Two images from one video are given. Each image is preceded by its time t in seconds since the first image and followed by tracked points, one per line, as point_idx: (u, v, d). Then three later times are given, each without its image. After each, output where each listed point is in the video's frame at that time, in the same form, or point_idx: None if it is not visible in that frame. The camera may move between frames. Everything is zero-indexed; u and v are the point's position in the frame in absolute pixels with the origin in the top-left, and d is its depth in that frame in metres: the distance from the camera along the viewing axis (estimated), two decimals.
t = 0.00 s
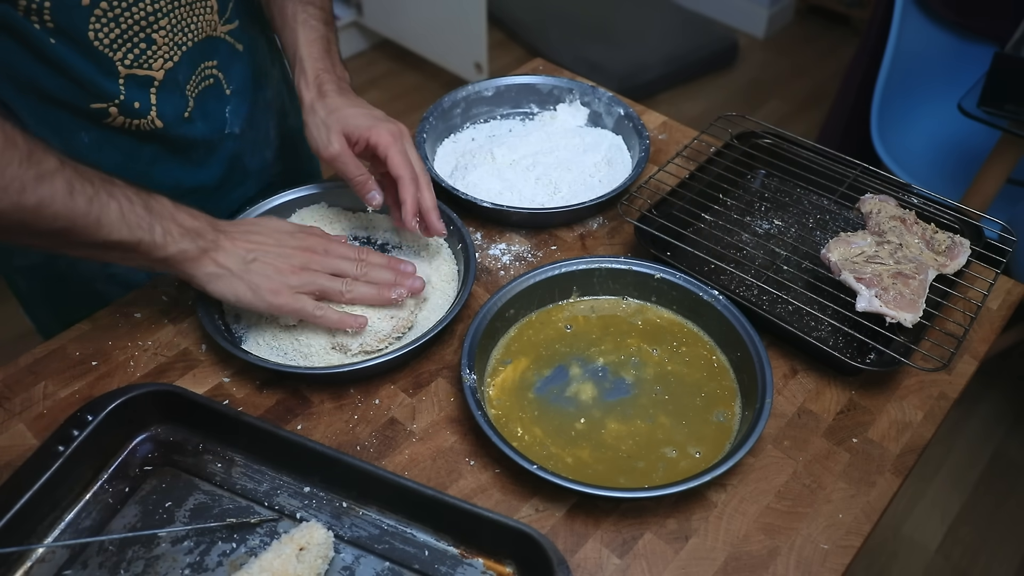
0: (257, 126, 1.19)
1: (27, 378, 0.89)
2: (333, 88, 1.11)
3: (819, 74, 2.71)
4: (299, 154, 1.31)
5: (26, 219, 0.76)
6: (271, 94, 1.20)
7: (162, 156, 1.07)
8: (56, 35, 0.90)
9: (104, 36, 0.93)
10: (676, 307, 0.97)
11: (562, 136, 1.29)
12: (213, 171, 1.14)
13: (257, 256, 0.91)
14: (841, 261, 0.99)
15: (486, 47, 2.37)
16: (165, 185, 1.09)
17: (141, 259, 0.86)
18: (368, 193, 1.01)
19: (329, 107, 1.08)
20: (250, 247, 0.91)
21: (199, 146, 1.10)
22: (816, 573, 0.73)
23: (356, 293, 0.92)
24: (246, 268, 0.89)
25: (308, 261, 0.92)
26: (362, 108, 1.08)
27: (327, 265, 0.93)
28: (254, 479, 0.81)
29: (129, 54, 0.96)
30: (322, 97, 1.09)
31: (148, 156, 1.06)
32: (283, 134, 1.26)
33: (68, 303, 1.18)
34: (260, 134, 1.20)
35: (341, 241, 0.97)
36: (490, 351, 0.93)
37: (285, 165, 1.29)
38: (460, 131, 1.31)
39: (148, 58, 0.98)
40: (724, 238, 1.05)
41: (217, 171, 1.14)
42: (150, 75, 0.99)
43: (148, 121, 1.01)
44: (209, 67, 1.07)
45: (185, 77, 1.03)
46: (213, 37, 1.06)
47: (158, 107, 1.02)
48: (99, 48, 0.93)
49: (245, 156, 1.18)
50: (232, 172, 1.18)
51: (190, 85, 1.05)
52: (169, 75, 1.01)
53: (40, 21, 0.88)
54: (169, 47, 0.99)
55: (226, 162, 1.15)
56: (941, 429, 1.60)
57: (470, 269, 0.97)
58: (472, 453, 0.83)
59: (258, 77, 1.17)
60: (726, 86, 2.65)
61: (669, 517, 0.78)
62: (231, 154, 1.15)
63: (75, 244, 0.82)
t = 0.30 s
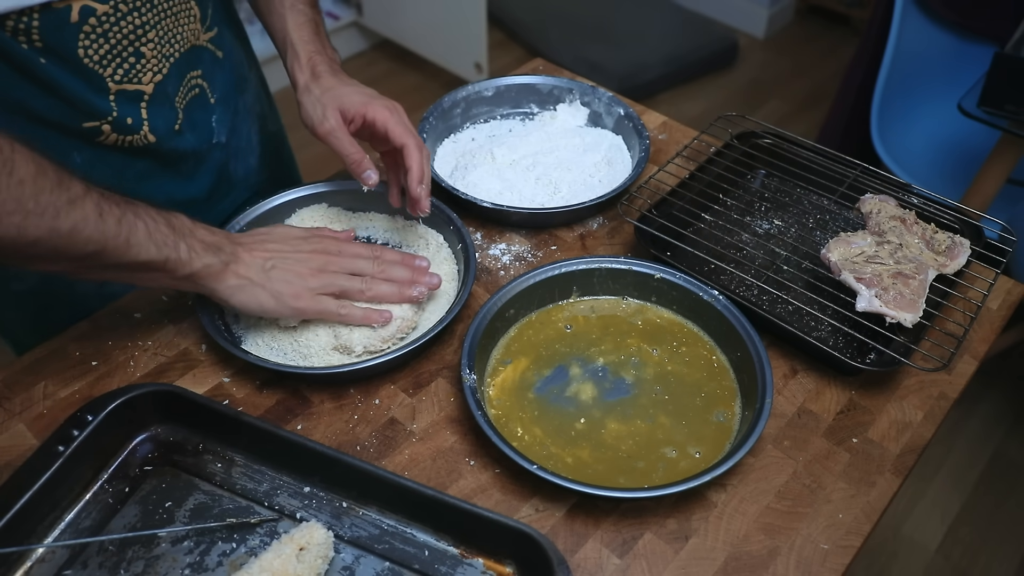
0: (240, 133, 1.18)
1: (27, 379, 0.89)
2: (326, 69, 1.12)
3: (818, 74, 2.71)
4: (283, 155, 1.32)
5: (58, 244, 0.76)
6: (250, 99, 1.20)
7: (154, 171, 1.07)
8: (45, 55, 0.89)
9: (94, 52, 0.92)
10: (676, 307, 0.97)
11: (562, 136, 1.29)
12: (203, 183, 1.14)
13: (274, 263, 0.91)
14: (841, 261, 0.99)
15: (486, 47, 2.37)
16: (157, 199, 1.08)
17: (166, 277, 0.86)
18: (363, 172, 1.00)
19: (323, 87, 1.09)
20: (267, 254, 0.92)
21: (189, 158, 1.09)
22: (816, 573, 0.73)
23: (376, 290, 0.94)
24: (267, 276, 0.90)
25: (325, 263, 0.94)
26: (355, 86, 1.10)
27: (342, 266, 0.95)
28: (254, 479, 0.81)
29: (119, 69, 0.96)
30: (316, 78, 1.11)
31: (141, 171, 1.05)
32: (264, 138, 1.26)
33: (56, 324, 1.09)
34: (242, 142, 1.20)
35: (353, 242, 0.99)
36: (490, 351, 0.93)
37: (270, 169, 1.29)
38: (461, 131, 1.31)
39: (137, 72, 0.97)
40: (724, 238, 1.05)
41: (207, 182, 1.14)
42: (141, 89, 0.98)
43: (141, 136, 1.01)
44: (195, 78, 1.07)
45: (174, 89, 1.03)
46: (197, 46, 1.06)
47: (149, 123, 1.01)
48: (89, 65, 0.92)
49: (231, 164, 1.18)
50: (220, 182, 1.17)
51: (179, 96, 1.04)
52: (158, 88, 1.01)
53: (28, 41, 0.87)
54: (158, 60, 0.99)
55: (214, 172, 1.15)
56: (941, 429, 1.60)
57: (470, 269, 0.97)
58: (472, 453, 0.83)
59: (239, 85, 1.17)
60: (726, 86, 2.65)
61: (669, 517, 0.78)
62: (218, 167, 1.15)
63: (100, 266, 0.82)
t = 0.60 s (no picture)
0: (229, 140, 1.19)
1: (27, 378, 0.89)
2: (307, 61, 1.13)
3: (818, 74, 2.71)
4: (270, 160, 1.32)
5: (68, 250, 0.76)
6: (237, 105, 1.20)
7: (146, 181, 1.06)
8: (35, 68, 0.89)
9: (84, 63, 0.92)
10: (677, 307, 0.97)
11: (562, 136, 1.29)
12: (196, 192, 1.14)
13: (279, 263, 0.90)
14: (841, 261, 0.99)
15: (486, 47, 2.37)
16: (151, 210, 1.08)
17: (172, 281, 0.86)
18: (346, 163, 1.03)
19: (305, 78, 1.10)
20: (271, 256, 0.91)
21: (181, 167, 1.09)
22: (816, 573, 0.73)
23: (382, 293, 0.91)
24: (271, 278, 0.89)
25: (331, 263, 0.92)
26: (337, 76, 1.11)
27: (350, 266, 0.92)
28: (254, 479, 0.81)
29: (110, 79, 0.95)
30: (298, 70, 1.11)
31: (132, 182, 1.05)
32: (251, 144, 1.26)
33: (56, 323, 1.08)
34: (232, 148, 1.20)
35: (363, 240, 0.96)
36: (490, 351, 0.93)
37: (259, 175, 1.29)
38: (461, 131, 1.31)
39: (128, 81, 0.97)
40: (724, 238, 1.05)
41: (199, 191, 1.14)
42: (132, 99, 0.98)
43: (133, 147, 1.00)
44: (184, 86, 1.07)
45: (165, 97, 1.03)
46: (184, 53, 1.06)
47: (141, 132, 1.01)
48: (79, 76, 0.92)
49: (223, 171, 1.18)
50: (212, 190, 1.17)
51: (169, 104, 1.04)
52: (150, 97, 1.01)
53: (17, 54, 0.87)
54: (148, 68, 0.99)
55: (206, 180, 1.15)
56: (941, 430, 1.60)
57: (470, 270, 0.97)
58: (472, 453, 0.83)
59: (225, 92, 1.17)
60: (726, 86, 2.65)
61: (669, 517, 0.78)
62: (209, 176, 1.15)
63: (110, 272, 0.81)
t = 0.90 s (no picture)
0: (227, 141, 1.19)
1: (27, 378, 0.89)
2: (301, 68, 1.12)
3: (818, 74, 2.71)
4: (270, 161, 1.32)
5: (72, 250, 0.76)
6: (236, 107, 1.20)
7: (142, 181, 1.06)
8: (28, 67, 0.89)
9: (78, 64, 0.92)
10: (677, 307, 0.97)
11: (562, 136, 1.29)
12: (191, 193, 1.14)
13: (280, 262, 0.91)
14: (841, 261, 0.99)
15: (486, 47, 2.37)
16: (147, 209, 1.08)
17: (174, 284, 0.86)
18: (342, 172, 1.01)
19: (300, 87, 1.10)
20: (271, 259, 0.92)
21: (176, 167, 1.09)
22: (816, 573, 0.73)
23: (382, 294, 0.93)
24: (272, 281, 0.90)
25: (330, 264, 0.94)
26: (331, 85, 1.11)
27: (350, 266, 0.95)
28: (255, 479, 0.81)
29: (103, 79, 0.95)
30: (292, 78, 1.11)
31: (127, 182, 1.05)
32: (251, 145, 1.26)
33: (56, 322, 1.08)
34: (230, 150, 1.20)
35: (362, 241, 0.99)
36: (490, 351, 0.93)
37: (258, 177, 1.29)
38: (461, 131, 1.31)
39: (122, 81, 0.97)
40: (724, 238, 1.05)
41: (195, 192, 1.14)
42: (125, 99, 0.98)
43: (127, 146, 1.00)
44: (179, 87, 1.07)
45: (159, 98, 1.03)
46: (180, 54, 1.06)
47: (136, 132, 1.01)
48: (73, 76, 0.92)
49: (220, 172, 1.18)
50: (209, 191, 1.17)
51: (164, 105, 1.04)
52: (144, 98, 1.01)
53: (9, 53, 0.87)
54: (142, 69, 0.99)
55: (202, 180, 1.15)
56: (940, 430, 1.60)
57: (470, 270, 0.97)
58: (472, 453, 0.83)
59: (223, 94, 1.17)
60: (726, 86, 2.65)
61: (669, 517, 0.78)
62: (206, 176, 1.15)
63: (112, 272, 0.82)
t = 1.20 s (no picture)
0: (238, 134, 1.18)
1: (27, 379, 0.89)
2: (302, 74, 1.07)
3: (818, 74, 2.71)
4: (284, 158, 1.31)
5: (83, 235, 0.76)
6: (249, 101, 1.20)
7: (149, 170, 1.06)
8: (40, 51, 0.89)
9: (89, 49, 0.92)
10: (678, 307, 0.97)
11: (562, 136, 1.29)
12: (201, 182, 1.13)
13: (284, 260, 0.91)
14: (841, 261, 0.99)
15: (486, 47, 2.37)
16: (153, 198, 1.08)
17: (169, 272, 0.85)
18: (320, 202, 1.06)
19: (298, 99, 1.05)
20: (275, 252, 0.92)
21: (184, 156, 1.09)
22: (816, 573, 0.73)
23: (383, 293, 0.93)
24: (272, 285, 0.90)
25: (333, 263, 0.94)
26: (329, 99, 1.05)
27: (351, 264, 0.95)
28: (254, 479, 0.81)
29: (114, 66, 0.95)
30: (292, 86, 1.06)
31: (136, 169, 1.05)
32: (263, 141, 1.25)
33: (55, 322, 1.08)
34: (242, 142, 1.19)
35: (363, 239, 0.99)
36: (490, 350, 0.93)
37: (271, 172, 1.28)
38: (461, 131, 1.31)
39: (132, 69, 0.98)
40: (724, 238, 1.05)
41: (205, 181, 1.13)
42: (135, 86, 0.98)
43: (137, 134, 1.00)
44: (189, 77, 1.07)
45: (168, 86, 1.03)
46: (192, 45, 1.06)
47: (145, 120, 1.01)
48: (83, 61, 0.92)
49: (230, 164, 1.17)
50: (219, 182, 1.16)
51: (173, 94, 1.04)
52: (153, 86, 1.01)
53: (22, 37, 0.87)
54: (152, 57, 0.99)
55: (212, 172, 1.14)
56: (940, 430, 1.60)
57: (471, 269, 0.97)
58: (472, 453, 0.83)
59: (235, 87, 1.16)
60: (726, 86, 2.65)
61: (669, 517, 0.78)
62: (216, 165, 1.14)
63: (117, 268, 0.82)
